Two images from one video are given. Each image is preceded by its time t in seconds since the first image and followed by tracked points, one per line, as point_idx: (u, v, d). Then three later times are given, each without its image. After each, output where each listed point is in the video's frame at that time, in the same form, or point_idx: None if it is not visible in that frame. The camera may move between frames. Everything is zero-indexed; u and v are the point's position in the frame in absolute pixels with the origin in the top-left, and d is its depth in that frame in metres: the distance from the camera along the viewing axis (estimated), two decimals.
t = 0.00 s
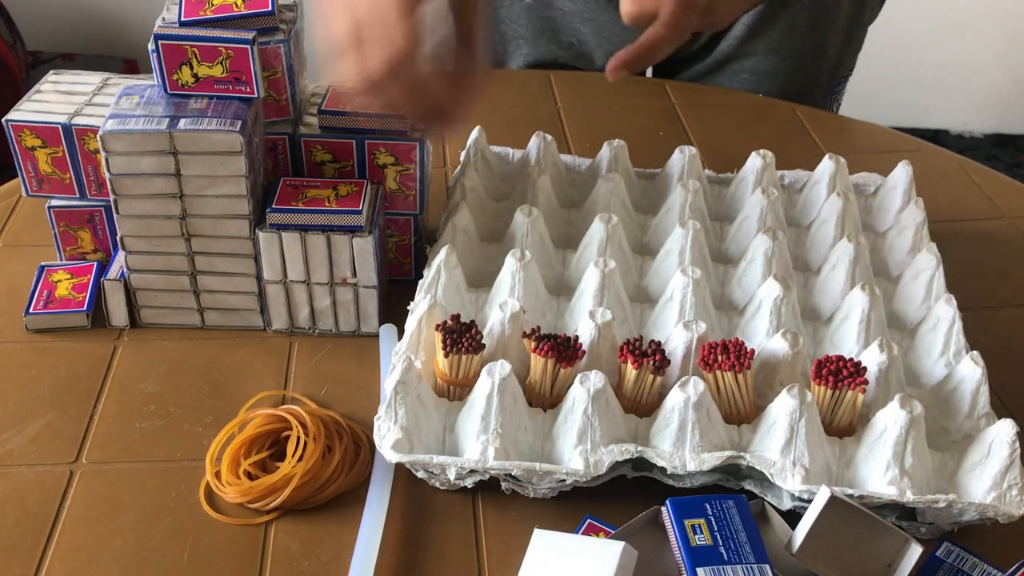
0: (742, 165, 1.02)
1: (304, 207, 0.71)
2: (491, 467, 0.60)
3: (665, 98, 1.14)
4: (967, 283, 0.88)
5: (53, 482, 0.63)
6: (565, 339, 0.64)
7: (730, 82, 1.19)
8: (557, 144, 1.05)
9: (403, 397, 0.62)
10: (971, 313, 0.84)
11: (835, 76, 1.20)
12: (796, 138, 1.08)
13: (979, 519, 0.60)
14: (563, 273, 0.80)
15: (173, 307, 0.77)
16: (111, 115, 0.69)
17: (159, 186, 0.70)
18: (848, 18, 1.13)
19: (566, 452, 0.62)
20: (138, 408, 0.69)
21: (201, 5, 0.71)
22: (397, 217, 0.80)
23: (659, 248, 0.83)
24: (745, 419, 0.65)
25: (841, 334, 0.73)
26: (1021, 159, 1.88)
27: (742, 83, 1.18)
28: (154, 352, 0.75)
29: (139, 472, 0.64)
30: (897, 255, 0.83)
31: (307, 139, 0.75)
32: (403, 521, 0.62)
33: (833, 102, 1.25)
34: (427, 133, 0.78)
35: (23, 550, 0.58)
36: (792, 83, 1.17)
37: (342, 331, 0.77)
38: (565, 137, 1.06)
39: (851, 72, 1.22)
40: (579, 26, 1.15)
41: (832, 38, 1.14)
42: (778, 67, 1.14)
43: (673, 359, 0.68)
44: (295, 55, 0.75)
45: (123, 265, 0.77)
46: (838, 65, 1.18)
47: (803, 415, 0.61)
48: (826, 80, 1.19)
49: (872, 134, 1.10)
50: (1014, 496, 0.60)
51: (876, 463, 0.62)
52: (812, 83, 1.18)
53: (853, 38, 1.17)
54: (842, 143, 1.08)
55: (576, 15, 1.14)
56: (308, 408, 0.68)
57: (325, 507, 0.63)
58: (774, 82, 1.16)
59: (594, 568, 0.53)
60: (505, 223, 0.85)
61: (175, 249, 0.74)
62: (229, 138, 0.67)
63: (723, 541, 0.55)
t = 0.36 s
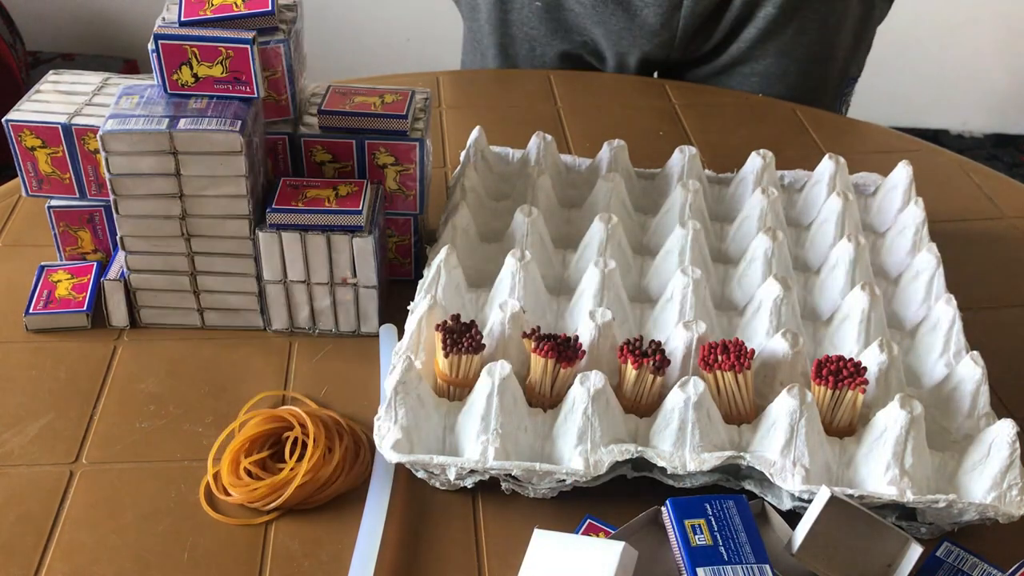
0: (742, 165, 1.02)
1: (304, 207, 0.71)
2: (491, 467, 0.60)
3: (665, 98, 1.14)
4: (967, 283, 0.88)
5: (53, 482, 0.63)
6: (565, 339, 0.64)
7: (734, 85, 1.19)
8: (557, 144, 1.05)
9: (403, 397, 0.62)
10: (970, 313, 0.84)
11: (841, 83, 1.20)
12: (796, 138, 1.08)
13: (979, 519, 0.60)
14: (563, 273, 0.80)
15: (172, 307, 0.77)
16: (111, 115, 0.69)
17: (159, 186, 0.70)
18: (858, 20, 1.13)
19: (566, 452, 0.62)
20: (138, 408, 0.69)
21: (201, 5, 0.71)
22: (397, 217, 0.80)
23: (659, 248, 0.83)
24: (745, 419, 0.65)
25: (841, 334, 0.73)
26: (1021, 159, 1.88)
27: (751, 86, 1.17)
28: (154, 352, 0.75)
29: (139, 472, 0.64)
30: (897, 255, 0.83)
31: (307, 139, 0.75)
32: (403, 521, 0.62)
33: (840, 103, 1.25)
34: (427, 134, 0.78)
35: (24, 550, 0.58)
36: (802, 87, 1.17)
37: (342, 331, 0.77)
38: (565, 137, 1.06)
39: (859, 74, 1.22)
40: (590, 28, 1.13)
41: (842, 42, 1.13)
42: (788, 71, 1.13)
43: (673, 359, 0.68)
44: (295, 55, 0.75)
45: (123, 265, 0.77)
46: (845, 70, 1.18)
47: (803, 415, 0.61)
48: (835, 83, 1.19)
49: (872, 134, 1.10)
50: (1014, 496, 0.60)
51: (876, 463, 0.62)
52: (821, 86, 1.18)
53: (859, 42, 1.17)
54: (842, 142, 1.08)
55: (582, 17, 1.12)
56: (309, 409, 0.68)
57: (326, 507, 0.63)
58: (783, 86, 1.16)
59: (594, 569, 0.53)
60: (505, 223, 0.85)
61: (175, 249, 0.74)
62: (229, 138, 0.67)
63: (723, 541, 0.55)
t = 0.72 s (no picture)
0: (742, 164, 1.02)
1: (304, 207, 0.71)
2: (491, 467, 0.60)
3: (665, 98, 1.14)
4: (967, 283, 0.88)
5: (53, 482, 0.63)
6: (565, 339, 0.64)
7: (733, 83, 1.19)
8: (557, 144, 1.05)
9: (403, 397, 0.62)
10: (970, 313, 0.84)
11: (858, 84, 1.20)
12: (796, 138, 1.08)
13: (979, 519, 0.60)
14: (563, 273, 0.80)
15: (173, 307, 0.77)
16: (111, 115, 0.69)
17: (159, 186, 0.70)
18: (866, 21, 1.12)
19: (566, 452, 0.62)
20: (138, 408, 0.69)
21: (201, 5, 0.71)
22: (397, 217, 0.80)
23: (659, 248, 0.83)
24: (745, 419, 0.65)
25: (841, 334, 0.73)
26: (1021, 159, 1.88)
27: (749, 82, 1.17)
28: (154, 352, 0.75)
29: (139, 472, 0.64)
30: (897, 255, 0.83)
31: (307, 139, 0.75)
32: (403, 521, 0.62)
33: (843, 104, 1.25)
34: (427, 133, 0.78)
35: (24, 550, 0.58)
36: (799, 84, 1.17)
37: (342, 331, 0.77)
38: (565, 137, 1.06)
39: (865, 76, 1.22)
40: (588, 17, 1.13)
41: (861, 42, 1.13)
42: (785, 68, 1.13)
43: (673, 359, 0.68)
44: (295, 55, 0.75)
45: (123, 265, 0.77)
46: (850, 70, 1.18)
47: (803, 415, 0.61)
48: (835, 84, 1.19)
49: (871, 134, 1.10)
50: (1014, 496, 0.60)
51: (876, 463, 0.62)
52: (819, 84, 1.18)
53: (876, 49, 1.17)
54: (842, 142, 1.08)
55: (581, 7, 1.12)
56: (309, 408, 0.68)
57: (326, 507, 0.63)
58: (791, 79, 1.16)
59: (594, 569, 0.53)
60: (505, 223, 0.85)
61: (175, 249, 0.74)
62: (229, 138, 0.67)
63: (723, 541, 0.55)
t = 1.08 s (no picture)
0: (742, 165, 1.02)
1: (304, 207, 0.72)
2: (491, 467, 0.60)
3: (665, 98, 1.14)
4: (967, 283, 0.88)
5: (53, 482, 0.63)
6: (565, 339, 0.64)
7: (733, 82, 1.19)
8: (557, 144, 1.05)
9: (403, 397, 0.62)
10: (970, 313, 0.84)
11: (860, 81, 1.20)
12: (796, 137, 1.08)
13: (979, 519, 0.60)
14: (563, 273, 0.80)
15: (173, 307, 0.77)
16: (111, 115, 0.68)
17: (159, 186, 0.70)
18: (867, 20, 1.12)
19: (566, 452, 0.62)
20: (138, 408, 0.69)
21: (201, 5, 0.71)
22: (397, 217, 0.80)
23: (659, 248, 0.83)
24: (745, 419, 0.65)
25: (841, 333, 0.73)
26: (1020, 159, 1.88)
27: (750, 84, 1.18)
28: (154, 352, 0.75)
29: (139, 472, 0.64)
30: (897, 255, 0.83)
31: (307, 139, 0.75)
32: (403, 521, 0.62)
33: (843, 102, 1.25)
34: (427, 133, 0.78)
35: (24, 550, 0.58)
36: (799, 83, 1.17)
37: (342, 331, 0.77)
38: (565, 137, 1.06)
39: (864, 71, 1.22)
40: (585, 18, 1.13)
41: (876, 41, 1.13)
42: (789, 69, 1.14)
43: (674, 359, 0.68)
44: (295, 55, 0.75)
45: (123, 265, 0.77)
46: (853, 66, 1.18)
47: (804, 415, 0.61)
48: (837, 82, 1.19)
49: (871, 134, 1.10)
50: (1014, 496, 0.60)
51: (876, 463, 0.62)
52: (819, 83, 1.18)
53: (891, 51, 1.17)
54: (842, 142, 1.08)
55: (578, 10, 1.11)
56: (308, 408, 0.68)
57: (325, 507, 0.63)
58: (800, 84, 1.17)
59: (595, 569, 0.53)
60: (505, 223, 0.86)
61: (175, 249, 0.74)
62: (229, 138, 0.67)
63: (723, 541, 0.55)
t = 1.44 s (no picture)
0: (743, 165, 1.02)
1: (304, 207, 0.71)
2: (491, 467, 0.60)
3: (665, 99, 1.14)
4: (967, 283, 0.88)
5: (53, 482, 0.63)
6: (565, 339, 0.64)
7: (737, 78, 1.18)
8: (557, 144, 1.05)
9: (403, 397, 0.62)
10: (970, 313, 0.84)
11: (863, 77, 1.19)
12: (797, 137, 1.08)
13: (979, 519, 0.60)
14: (563, 273, 0.80)
15: (173, 307, 0.77)
16: (111, 115, 0.68)
17: (159, 186, 0.70)
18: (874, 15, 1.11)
19: (566, 452, 0.62)
20: (138, 408, 0.69)
21: (201, 5, 0.71)
22: (397, 217, 0.80)
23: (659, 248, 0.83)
24: (745, 419, 0.65)
25: (841, 333, 0.73)
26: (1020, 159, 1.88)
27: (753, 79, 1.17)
28: (154, 352, 0.75)
29: (139, 472, 0.64)
30: (897, 255, 0.83)
31: (307, 139, 0.75)
32: (403, 521, 0.62)
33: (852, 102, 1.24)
34: (427, 133, 0.78)
35: (24, 550, 0.58)
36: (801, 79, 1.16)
37: (342, 331, 0.77)
38: (566, 136, 1.06)
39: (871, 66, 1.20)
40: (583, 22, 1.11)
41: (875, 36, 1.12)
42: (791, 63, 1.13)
43: (673, 359, 0.68)
44: (295, 55, 0.75)
45: (123, 265, 0.77)
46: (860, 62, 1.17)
47: (804, 415, 0.61)
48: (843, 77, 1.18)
49: (871, 134, 1.10)
50: (1014, 496, 0.60)
51: (876, 463, 0.62)
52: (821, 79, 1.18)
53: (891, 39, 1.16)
54: (843, 142, 1.08)
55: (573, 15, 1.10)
56: (309, 408, 0.68)
57: (326, 507, 0.63)
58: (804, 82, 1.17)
59: (595, 569, 0.53)
60: (505, 223, 0.86)
61: (175, 249, 0.74)
62: (229, 138, 0.67)
63: (723, 541, 0.55)
